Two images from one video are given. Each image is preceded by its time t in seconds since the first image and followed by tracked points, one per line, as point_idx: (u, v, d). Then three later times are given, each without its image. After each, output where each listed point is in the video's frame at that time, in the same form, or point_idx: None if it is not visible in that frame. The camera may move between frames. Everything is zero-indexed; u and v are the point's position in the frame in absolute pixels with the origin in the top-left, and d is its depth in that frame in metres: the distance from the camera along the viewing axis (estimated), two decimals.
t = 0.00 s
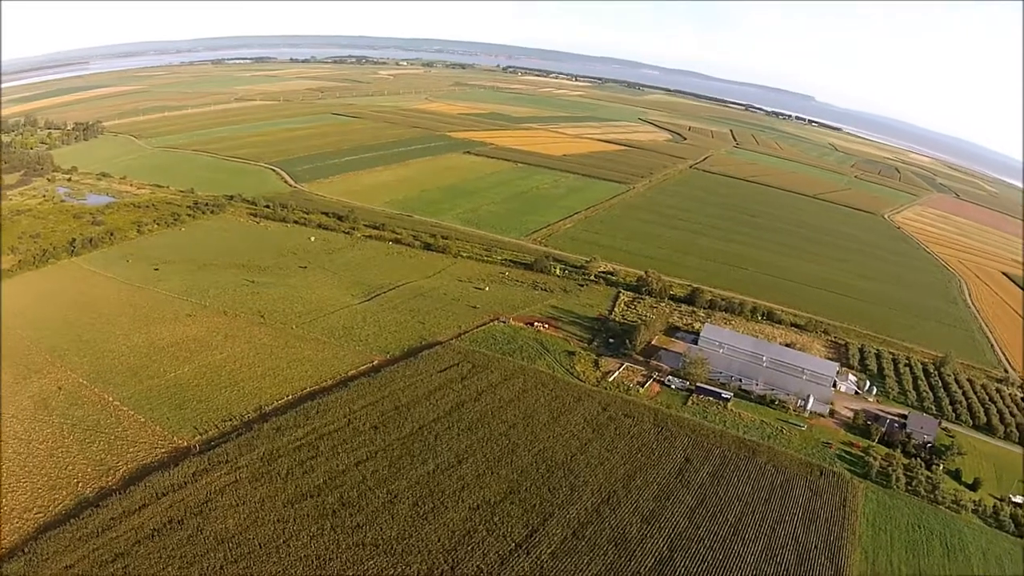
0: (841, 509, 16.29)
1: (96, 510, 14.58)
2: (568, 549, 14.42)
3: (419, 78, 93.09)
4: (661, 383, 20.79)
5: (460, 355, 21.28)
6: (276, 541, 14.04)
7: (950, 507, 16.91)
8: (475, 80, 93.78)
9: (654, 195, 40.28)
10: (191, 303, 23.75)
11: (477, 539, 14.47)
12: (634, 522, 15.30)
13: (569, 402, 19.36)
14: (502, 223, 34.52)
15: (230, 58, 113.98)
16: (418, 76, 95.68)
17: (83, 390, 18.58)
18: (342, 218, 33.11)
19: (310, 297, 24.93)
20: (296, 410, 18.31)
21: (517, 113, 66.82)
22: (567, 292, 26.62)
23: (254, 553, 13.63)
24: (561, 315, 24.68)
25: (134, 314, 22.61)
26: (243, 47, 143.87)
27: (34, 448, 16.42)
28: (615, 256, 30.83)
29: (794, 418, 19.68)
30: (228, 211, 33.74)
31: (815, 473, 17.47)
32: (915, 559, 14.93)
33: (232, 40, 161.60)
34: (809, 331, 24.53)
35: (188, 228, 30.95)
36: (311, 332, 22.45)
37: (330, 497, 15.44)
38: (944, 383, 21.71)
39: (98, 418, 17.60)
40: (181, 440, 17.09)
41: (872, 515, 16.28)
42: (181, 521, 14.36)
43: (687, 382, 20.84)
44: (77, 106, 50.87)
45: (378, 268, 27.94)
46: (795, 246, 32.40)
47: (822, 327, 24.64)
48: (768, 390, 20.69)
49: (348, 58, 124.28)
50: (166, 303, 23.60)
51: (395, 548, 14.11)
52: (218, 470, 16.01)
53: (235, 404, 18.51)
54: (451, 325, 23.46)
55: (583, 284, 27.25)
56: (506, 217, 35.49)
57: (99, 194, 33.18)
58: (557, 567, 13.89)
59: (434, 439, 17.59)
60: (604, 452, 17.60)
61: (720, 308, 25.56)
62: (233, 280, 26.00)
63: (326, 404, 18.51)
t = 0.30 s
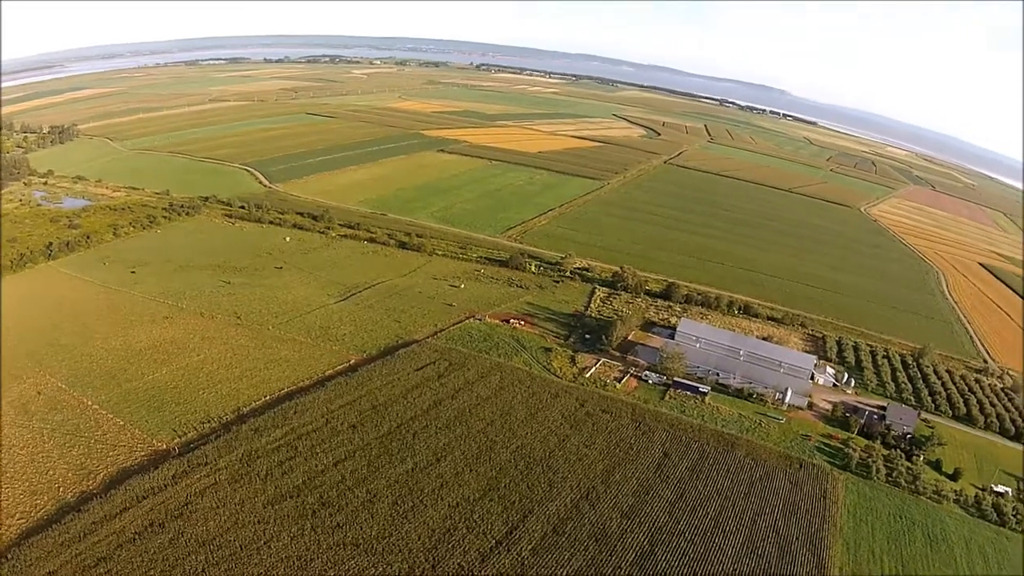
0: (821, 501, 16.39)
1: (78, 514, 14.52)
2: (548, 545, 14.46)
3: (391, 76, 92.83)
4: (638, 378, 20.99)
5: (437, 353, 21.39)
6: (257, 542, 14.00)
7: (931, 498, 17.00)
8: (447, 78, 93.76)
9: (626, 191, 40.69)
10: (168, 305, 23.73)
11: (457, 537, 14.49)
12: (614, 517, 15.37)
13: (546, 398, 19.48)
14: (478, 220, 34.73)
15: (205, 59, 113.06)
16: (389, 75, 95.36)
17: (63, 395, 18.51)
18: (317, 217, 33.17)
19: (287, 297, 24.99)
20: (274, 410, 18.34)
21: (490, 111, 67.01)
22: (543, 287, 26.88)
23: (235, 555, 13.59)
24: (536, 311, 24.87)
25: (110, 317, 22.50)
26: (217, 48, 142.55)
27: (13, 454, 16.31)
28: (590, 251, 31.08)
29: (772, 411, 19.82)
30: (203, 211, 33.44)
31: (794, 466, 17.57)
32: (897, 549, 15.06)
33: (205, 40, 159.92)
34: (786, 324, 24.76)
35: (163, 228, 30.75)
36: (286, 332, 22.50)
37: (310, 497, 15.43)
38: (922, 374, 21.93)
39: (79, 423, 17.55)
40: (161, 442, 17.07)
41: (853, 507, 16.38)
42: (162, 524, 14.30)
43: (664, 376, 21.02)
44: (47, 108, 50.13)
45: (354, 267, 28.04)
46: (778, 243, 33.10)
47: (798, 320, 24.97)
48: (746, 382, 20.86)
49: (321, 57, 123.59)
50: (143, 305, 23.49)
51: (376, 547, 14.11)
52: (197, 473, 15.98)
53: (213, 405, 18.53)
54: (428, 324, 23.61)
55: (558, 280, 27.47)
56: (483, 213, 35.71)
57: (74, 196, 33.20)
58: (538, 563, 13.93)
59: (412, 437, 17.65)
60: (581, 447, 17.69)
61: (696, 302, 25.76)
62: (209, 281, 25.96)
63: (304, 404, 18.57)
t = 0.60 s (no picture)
0: (802, 493, 16.49)
1: (59, 519, 14.40)
2: (529, 542, 14.51)
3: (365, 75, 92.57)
4: (616, 373, 21.13)
5: (415, 351, 21.49)
6: (239, 544, 13.97)
7: (912, 488, 17.12)
8: (421, 76, 93.63)
9: (600, 187, 40.76)
10: (145, 307, 23.73)
11: (437, 535, 14.52)
12: (594, 513, 15.43)
13: (524, 395, 19.58)
14: (452, 217, 34.91)
15: (180, 60, 112.03)
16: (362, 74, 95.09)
17: (42, 399, 18.40)
18: (292, 217, 33.27)
19: (263, 298, 25.05)
20: (252, 411, 18.38)
21: (464, 109, 66.86)
22: (518, 284, 27.06)
23: (218, 557, 13.55)
24: (512, 308, 25.02)
25: (86, 321, 22.40)
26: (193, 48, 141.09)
27: None
28: (564, 246, 31.31)
29: (750, 405, 19.96)
30: (178, 213, 33.45)
31: (774, 459, 17.65)
32: (879, 540, 15.17)
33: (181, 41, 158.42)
34: (763, 318, 24.86)
35: (140, 231, 30.72)
36: (263, 333, 22.57)
37: (290, 497, 15.43)
38: (902, 366, 22.13)
39: (59, 427, 17.48)
40: (140, 445, 17.04)
41: (835, 498, 16.48)
42: (144, 527, 14.24)
43: (642, 371, 21.13)
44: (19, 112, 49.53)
45: (329, 266, 28.13)
46: (758, 237, 33.34)
47: (776, 313, 25.08)
48: (724, 376, 20.98)
49: (295, 57, 122.70)
50: (120, 308, 23.47)
51: (357, 547, 14.11)
52: (177, 475, 15.94)
53: (192, 407, 18.55)
54: (404, 322, 23.75)
55: (533, 276, 27.64)
56: (457, 210, 35.93)
57: (51, 200, 33.25)
58: (519, 559, 13.97)
59: (391, 436, 17.70)
60: (559, 443, 17.78)
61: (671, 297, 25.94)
62: (185, 282, 25.98)
63: (282, 405, 18.62)
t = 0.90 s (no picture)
0: (784, 485, 16.59)
1: (41, 524, 14.28)
2: (511, 538, 14.54)
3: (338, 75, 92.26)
4: (594, 369, 21.28)
5: (392, 350, 21.61)
6: (222, 546, 13.91)
7: (894, 480, 17.24)
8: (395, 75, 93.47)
9: (576, 183, 40.89)
10: (124, 310, 23.75)
11: (419, 534, 14.53)
12: (575, 508, 15.50)
13: (502, 392, 19.70)
14: (428, 215, 35.06)
15: (154, 62, 110.92)
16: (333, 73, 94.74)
17: (21, 405, 18.34)
18: (268, 218, 33.35)
19: (241, 299, 25.12)
20: (232, 413, 18.42)
21: (439, 108, 66.72)
22: (494, 281, 27.22)
23: (200, 560, 13.49)
24: (489, 306, 25.19)
25: (63, 326, 22.32)
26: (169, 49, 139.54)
27: None
28: (539, 242, 31.53)
29: (729, 398, 20.11)
30: (155, 214, 33.49)
31: (754, 452, 17.76)
32: (862, 531, 15.26)
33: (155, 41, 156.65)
34: (741, 312, 25.05)
35: (117, 234, 30.70)
36: (241, 334, 22.66)
37: (271, 498, 15.42)
38: (881, 358, 22.32)
39: (40, 432, 17.45)
40: (121, 449, 17.03)
41: (816, 491, 16.57)
42: (126, 531, 14.15)
43: (620, 366, 21.30)
44: None
45: (306, 266, 28.20)
46: (739, 233, 33.55)
47: (753, 307, 25.28)
48: (703, 370, 21.18)
49: (273, 57, 122.03)
50: (98, 312, 23.48)
51: (339, 546, 14.09)
52: (159, 478, 15.88)
53: (172, 410, 18.62)
54: (381, 321, 23.89)
55: (510, 273, 27.82)
56: (433, 207, 36.17)
57: (29, 205, 33.15)
58: (501, 556, 13.98)
59: (371, 436, 17.76)
60: (538, 440, 17.89)
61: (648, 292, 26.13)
62: (162, 284, 26.03)
63: (260, 406, 18.68)
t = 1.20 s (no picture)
0: (766, 479, 16.70)
1: (25, 530, 14.26)
2: (493, 536, 14.60)
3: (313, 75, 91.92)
4: (573, 366, 21.41)
5: (371, 349, 21.72)
6: (205, 548, 13.94)
7: (877, 471, 17.35)
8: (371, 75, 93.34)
9: (553, 180, 41.04)
10: (102, 314, 23.76)
11: (401, 533, 14.58)
12: (556, 505, 15.59)
13: (481, 390, 19.81)
14: (405, 213, 35.16)
15: (132, 64, 110.03)
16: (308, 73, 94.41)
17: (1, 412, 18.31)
18: (246, 219, 33.39)
19: (220, 301, 25.17)
20: (212, 415, 18.48)
21: (415, 107, 66.50)
22: (470, 279, 27.36)
23: (184, 563, 13.51)
24: (467, 303, 25.31)
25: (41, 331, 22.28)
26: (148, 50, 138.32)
27: None
28: (516, 238, 31.69)
29: (709, 393, 20.23)
30: (132, 217, 33.49)
31: (734, 446, 17.86)
32: (845, 523, 15.36)
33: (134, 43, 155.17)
34: (719, 306, 25.19)
35: (95, 238, 30.65)
36: (219, 336, 22.75)
37: (253, 500, 15.47)
38: (861, 350, 22.47)
39: (22, 437, 17.44)
40: (103, 453, 17.06)
41: (797, 483, 16.69)
42: (110, 535, 14.16)
43: (599, 362, 21.42)
44: None
45: (284, 266, 28.25)
46: (719, 228, 33.70)
47: (732, 301, 25.44)
48: (682, 365, 21.33)
49: (250, 59, 121.16)
50: (78, 316, 23.49)
51: (322, 547, 14.15)
52: (141, 481, 15.89)
53: (152, 413, 18.68)
54: (359, 320, 24.02)
55: (487, 270, 27.95)
56: (409, 205, 36.31)
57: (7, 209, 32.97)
58: (484, 554, 14.04)
59: (351, 436, 17.84)
60: (517, 437, 17.99)
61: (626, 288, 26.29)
62: (141, 287, 26.08)
63: (241, 408, 18.75)
